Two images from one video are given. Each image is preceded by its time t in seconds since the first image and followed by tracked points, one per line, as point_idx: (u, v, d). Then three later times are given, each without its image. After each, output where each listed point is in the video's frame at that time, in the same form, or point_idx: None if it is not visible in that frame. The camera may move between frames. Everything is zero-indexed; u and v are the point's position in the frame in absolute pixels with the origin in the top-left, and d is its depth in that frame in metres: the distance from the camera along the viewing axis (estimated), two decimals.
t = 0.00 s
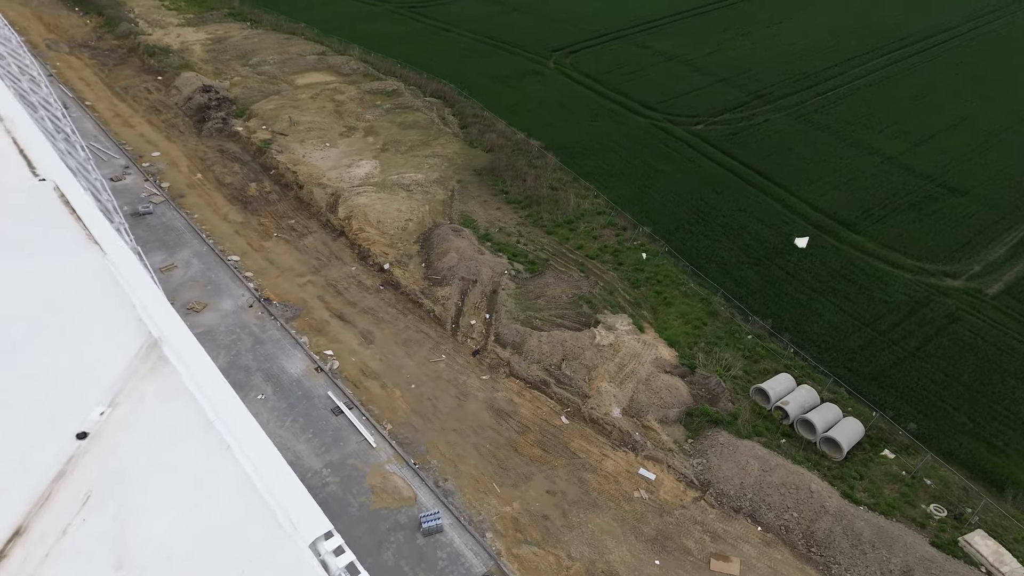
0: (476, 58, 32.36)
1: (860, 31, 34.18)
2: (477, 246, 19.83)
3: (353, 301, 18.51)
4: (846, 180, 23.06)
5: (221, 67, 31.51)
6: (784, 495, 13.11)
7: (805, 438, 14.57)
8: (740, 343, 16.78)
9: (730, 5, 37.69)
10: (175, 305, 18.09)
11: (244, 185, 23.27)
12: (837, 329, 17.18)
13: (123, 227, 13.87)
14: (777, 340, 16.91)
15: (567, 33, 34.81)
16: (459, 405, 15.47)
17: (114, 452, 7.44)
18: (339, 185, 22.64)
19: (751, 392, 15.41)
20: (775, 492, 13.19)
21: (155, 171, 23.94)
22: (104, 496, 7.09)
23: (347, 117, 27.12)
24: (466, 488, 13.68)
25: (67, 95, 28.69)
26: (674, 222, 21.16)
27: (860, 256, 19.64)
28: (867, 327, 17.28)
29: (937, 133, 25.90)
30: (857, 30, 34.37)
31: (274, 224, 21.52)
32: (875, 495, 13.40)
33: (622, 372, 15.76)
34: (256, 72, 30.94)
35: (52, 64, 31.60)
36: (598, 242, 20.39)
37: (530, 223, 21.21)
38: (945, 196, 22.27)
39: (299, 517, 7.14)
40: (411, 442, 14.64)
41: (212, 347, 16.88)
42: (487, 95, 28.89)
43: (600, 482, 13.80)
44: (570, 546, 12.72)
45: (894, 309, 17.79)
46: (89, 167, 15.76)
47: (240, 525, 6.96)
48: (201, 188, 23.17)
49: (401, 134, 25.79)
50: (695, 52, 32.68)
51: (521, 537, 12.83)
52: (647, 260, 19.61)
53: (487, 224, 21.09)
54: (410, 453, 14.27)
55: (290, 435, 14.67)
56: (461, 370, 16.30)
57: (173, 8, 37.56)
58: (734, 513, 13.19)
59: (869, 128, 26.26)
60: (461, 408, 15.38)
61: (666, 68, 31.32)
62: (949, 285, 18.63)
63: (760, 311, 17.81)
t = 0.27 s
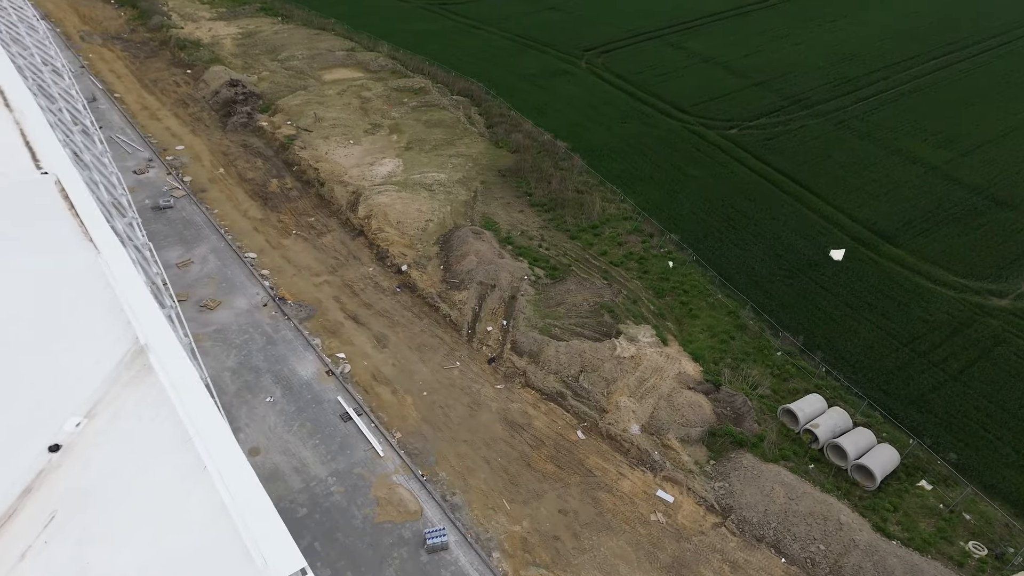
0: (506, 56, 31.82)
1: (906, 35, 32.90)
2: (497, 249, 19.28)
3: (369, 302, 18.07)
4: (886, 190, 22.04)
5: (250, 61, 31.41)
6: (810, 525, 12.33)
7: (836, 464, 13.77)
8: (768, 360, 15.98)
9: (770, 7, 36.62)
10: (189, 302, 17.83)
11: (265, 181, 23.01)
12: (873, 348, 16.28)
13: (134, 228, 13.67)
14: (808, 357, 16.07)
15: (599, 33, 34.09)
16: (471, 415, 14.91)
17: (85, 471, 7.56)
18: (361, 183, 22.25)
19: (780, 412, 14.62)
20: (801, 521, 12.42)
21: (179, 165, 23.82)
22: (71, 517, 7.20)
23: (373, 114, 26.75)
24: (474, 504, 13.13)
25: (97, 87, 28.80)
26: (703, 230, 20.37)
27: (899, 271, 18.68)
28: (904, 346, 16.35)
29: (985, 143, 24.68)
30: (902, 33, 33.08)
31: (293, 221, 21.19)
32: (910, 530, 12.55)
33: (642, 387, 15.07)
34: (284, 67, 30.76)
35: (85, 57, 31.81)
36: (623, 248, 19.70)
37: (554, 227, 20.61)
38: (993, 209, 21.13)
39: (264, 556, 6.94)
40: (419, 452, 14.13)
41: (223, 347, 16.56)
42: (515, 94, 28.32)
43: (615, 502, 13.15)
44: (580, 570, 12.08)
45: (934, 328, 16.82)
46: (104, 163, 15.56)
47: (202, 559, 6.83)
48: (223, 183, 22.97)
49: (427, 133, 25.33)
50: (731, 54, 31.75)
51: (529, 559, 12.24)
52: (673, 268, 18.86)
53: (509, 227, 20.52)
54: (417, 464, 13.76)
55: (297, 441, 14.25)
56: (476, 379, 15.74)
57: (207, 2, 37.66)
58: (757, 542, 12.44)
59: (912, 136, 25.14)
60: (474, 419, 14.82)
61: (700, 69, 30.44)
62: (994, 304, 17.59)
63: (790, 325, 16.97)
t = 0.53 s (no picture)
0: (539, 56, 31.23)
1: (958, 41, 31.51)
2: (520, 254, 18.72)
3: (386, 305, 17.62)
4: (932, 203, 20.96)
5: (282, 56, 31.29)
6: (839, 562, 11.53)
7: (870, 495, 12.96)
8: (800, 380, 15.15)
9: (814, 9, 35.44)
10: (206, 299, 17.58)
11: (290, 177, 22.75)
12: (914, 372, 15.35)
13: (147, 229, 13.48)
14: (843, 379, 15.20)
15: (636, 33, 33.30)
16: (485, 427, 14.35)
17: (53, 490, 7.28)
18: (385, 182, 21.85)
19: (811, 437, 13.86)
20: (830, 557, 11.62)
21: (205, 159, 23.71)
22: (33, 534, 6.92)
23: (401, 112, 26.38)
24: (483, 521, 12.57)
25: (130, 79, 28.92)
26: (736, 240, 19.55)
27: (944, 289, 17.66)
28: (948, 371, 15.38)
29: None
30: (954, 39, 31.70)
31: (315, 219, 20.86)
32: (948, 571, 11.68)
33: (665, 405, 14.36)
34: (315, 63, 30.57)
35: (121, 49, 32.01)
36: (651, 257, 18.98)
37: (579, 233, 19.98)
38: None
39: None
40: (429, 464, 13.62)
41: (237, 346, 16.26)
42: (547, 95, 27.72)
43: (632, 527, 12.48)
44: None
45: (981, 353, 15.81)
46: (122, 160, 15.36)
47: None
48: (247, 178, 22.77)
49: (454, 132, 24.86)
50: (772, 57, 30.73)
51: None
52: (703, 279, 18.09)
53: (534, 231, 19.94)
54: (427, 477, 13.24)
55: (304, 447, 13.85)
56: (492, 389, 15.19)
57: None
58: None
59: (961, 147, 23.94)
60: (487, 431, 14.25)
61: (739, 73, 29.50)
62: None
63: (825, 344, 16.10)
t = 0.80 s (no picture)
0: (573, 56, 30.58)
1: (1015, 48, 30.05)
2: (544, 260, 18.14)
3: (404, 308, 17.18)
4: (983, 219, 19.84)
5: (314, 52, 31.14)
6: None
7: (906, 532, 12.12)
8: (834, 404, 14.33)
9: (860, 12, 34.18)
10: (222, 297, 17.34)
11: (315, 174, 22.47)
12: (958, 400, 14.43)
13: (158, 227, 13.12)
14: (880, 404, 14.34)
15: (674, 34, 32.45)
16: (499, 440, 13.80)
17: (18, 505, 6.51)
18: (410, 182, 21.45)
19: (845, 465, 13.03)
20: None
21: (231, 154, 23.57)
22: None
23: (430, 110, 25.98)
24: (492, 541, 12.02)
25: (164, 72, 29.02)
26: (771, 252, 18.68)
27: (993, 311, 16.62)
28: (995, 400, 14.43)
29: None
30: (1010, 46, 30.24)
31: (338, 218, 20.53)
32: None
33: (689, 425, 13.67)
34: (347, 59, 30.35)
35: (157, 42, 32.22)
36: (681, 267, 18.23)
37: (607, 239, 19.33)
38: None
39: None
40: (439, 477, 13.11)
41: (250, 346, 15.94)
42: (580, 95, 27.06)
43: (648, 554, 11.83)
44: None
45: None
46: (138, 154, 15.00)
47: None
48: (273, 174, 22.56)
49: (483, 133, 24.39)
50: (816, 62, 29.64)
51: None
52: (735, 292, 17.30)
53: (559, 237, 19.37)
54: (435, 491, 12.75)
55: (312, 454, 13.46)
56: (508, 400, 14.64)
57: None
58: None
59: (1016, 159, 22.70)
60: (501, 445, 13.70)
61: (781, 77, 28.48)
62: None
63: (863, 366, 15.23)
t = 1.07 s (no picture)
0: (606, 56, 29.86)
1: None
2: (566, 268, 17.53)
3: (420, 313, 16.71)
4: None
5: (345, 48, 30.91)
6: None
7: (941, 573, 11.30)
8: (868, 431, 13.50)
9: (908, 16, 32.88)
10: (237, 296, 17.06)
11: (338, 172, 22.14)
12: (1003, 433, 13.53)
13: (169, 226, 12.78)
14: (918, 433, 13.50)
15: (711, 36, 31.54)
16: (510, 456, 13.26)
17: None
18: (433, 183, 21.01)
19: (876, 498, 12.23)
20: None
21: (256, 150, 23.36)
22: None
23: (458, 110, 25.53)
24: (498, 564, 11.48)
25: (194, 66, 29.03)
26: (805, 266, 17.82)
27: None
28: None
29: None
30: None
31: (358, 218, 20.16)
32: None
33: (711, 448, 12.96)
34: (376, 56, 30.05)
35: (190, 36, 32.31)
36: (709, 278, 17.47)
37: (632, 247, 18.65)
38: None
39: None
40: (446, 493, 12.61)
41: (261, 347, 15.61)
42: (612, 98, 26.36)
43: None
44: None
45: None
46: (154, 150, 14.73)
47: None
48: (295, 171, 22.28)
49: (510, 134, 23.86)
50: (859, 67, 28.53)
51: None
52: (765, 307, 16.49)
53: (583, 243, 18.76)
54: (442, 508, 12.25)
55: (317, 462, 13.05)
56: (522, 414, 14.08)
57: None
58: None
59: None
60: (512, 461, 13.15)
61: (822, 82, 27.45)
62: None
63: (900, 392, 14.37)
